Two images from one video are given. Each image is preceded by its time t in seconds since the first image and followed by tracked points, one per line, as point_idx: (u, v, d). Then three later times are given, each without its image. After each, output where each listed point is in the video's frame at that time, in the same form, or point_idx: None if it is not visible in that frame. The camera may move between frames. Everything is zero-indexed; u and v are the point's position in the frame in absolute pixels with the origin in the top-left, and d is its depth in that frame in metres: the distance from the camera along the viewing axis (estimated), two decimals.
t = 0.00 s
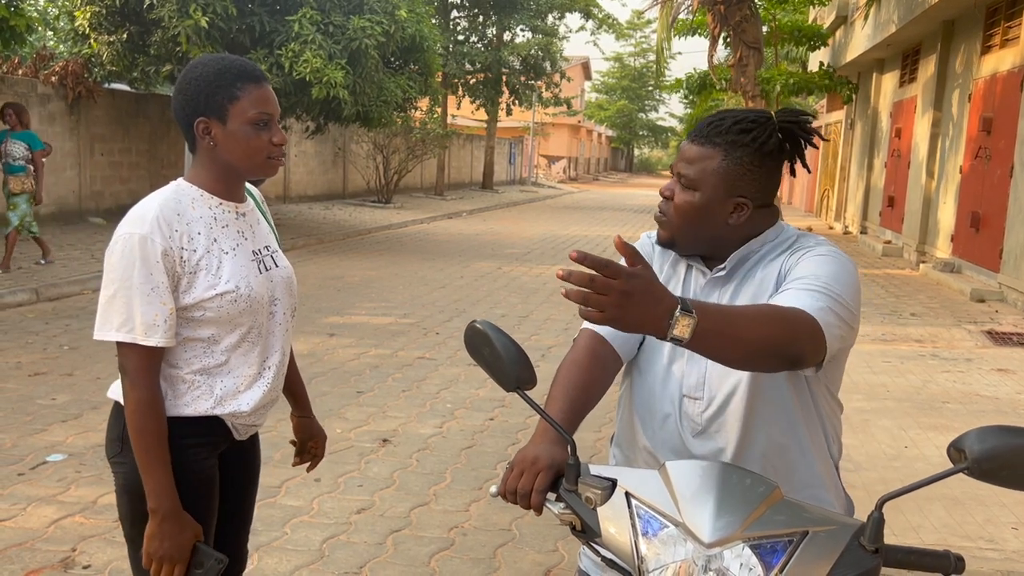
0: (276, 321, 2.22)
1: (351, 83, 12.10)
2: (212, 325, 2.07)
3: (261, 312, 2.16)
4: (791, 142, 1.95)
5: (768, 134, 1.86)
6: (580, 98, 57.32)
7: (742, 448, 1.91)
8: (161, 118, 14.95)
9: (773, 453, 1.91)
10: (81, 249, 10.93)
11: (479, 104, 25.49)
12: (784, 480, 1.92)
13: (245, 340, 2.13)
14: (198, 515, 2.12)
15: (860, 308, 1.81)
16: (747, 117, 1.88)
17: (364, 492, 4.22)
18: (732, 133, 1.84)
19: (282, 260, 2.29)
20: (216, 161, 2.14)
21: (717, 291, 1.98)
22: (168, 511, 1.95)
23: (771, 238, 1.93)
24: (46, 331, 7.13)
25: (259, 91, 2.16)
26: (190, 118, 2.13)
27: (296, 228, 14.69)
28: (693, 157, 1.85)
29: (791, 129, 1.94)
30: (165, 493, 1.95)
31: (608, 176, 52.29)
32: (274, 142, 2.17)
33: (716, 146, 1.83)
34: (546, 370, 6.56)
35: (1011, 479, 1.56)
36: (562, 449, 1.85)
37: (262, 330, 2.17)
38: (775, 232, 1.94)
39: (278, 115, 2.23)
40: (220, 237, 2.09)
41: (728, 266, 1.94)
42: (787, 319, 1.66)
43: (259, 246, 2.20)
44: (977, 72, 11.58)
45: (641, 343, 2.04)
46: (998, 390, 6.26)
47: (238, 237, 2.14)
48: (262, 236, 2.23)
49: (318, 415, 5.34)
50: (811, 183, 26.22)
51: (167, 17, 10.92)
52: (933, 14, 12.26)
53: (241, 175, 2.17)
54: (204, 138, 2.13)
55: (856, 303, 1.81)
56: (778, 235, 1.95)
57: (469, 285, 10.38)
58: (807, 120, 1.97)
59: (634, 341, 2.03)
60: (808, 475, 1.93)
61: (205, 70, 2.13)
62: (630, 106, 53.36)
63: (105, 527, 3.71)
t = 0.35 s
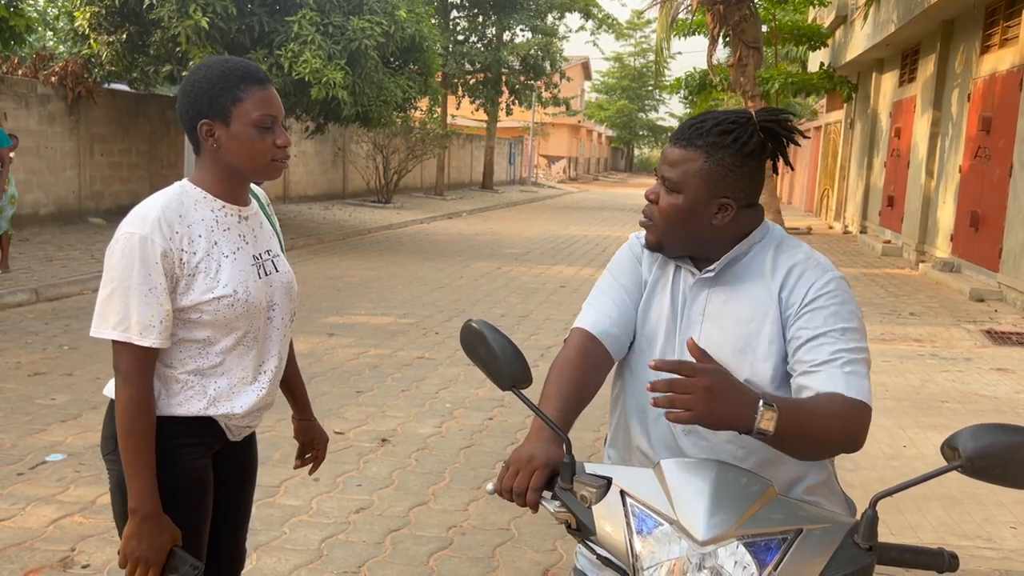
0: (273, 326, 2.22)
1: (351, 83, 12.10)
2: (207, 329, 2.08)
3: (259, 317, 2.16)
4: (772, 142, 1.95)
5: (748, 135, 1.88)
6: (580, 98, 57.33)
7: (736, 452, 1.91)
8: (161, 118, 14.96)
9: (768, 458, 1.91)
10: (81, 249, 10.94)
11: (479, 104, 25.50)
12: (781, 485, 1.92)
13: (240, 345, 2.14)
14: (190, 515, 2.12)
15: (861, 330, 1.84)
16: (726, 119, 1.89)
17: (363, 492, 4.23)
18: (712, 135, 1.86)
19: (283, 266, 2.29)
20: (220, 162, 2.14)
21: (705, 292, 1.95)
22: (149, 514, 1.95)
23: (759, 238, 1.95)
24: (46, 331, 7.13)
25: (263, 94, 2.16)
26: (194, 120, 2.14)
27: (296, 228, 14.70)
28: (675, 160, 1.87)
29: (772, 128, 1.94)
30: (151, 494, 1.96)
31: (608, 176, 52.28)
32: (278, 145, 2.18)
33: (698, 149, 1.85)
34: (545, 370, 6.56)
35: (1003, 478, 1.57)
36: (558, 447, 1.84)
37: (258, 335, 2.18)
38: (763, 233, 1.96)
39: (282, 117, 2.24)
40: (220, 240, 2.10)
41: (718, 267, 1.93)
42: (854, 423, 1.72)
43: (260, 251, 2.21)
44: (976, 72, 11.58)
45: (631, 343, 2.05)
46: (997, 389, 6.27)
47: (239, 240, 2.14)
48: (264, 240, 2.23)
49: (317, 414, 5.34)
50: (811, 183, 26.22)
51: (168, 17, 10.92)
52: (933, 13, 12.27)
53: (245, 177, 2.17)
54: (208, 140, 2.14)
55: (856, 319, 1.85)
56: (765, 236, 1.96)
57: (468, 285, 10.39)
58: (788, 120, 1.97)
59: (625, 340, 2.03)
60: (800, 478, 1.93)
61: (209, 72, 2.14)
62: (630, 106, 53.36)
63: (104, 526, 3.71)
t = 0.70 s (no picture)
0: (276, 323, 2.22)
1: (350, 83, 12.10)
2: (211, 329, 2.08)
3: (260, 314, 2.16)
4: (776, 143, 1.95)
5: (751, 135, 1.89)
6: (580, 98, 57.33)
7: (738, 453, 1.92)
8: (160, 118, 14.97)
9: (772, 459, 1.93)
10: (81, 249, 10.94)
11: (479, 104, 25.50)
12: (782, 488, 1.94)
13: (244, 342, 2.14)
14: (191, 512, 2.12)
15: (877, 335, 1.94)
16: (728, 119, 1.91)
17: (363, 492, 4.23)
18: (714, 135, 1.88)
19: (284, 265, 2.29)
20: (225, 161, 2.15)
21: (708, 292, 1.95)
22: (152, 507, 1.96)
23: (762, 241, 1.96)
24: (45, 331, 7.14)
25: (269, 93, 2.17)
26: (200, 118, 2.14)
27: (296, 228, 14.70)
28: (677, 160, 1.90)
29: (775, 128, 1.93)
30: (154, 488, 1.96)
31: (608, 176, 52.29)
32: (282, 144, 2.19)
33: (700, 148, 1.87)
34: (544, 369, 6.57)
35: (994, 473, 1.57)
36: (552, 448, 1.84)
37: (260, 332, 2.18)
38: (765, 235, 1.97)
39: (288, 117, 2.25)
40: (223, 236, 2.10)
41: (722, 268, 1.94)
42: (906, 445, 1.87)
43: (262, 248, 2.21)
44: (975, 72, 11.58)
45: (630, 342, 2.05)
46: (996, 389, 6.27)
47: (241, 237, 2.14)
48: (266, 238, 2.24)
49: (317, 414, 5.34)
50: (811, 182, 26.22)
51: (167, 17, 10.92)
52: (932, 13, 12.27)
53: (251, 176, 2.18)
54: (214, 138, 2.14)
55: (866, 327, 1.91)
56: (767, 239, 1.98)
57: (468, 285, 10.39)
58: (791, 119, 1.95)
59: (624, 339, 2.03)
60: (801, 481, 1.94)
61: (217, 71, 2.15)
62: (629, 106, 53.36)
63: (103, 526, 3.71)
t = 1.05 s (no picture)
0: (279, 317, 2.22)
1: (349, 83, 12.10)
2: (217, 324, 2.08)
3: (264, 306, 2.16)
4: (779, 140, 1.97)
5: (754, 133, 1.90)
6: (578, 99, 57.37)
7: (736, 453, 1.93)
8: (159, 118, 14.97)
9: (769, 461, 1.93)
10: (79, 249, 10.93)
11: (478, 105, 25.51)
12: (780, 490, 1.93)
13: (248, 336, 2.14)
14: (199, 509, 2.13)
15: (880, 336, 1.93)
16: (731, 116, 1.92)
17: (361, 492, 4.23)
18: (716, 133, 1.89)
19: (286, 258, 2.29)
20: (226, 157, 2.15)
21: (710, 292, 1.96)
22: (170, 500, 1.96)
23: (766, 242, 1.97)
24: (44, 332, 7.13)
25: (265, 89, 2.18)
26: (199, 115, 2.14)
27: (294, 229, 14.69)
28: (681, 158, 1.91)
29: (778, 126, 1.95)
30: (169, 482, 1.96)
31: (607, 177, 52.32)
32: (280, 139, 2.20)
33: (704, 147, 1.88)
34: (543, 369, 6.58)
35: (991, 473, 1.57)
36: (549, 448, 1.84)
37: (264, 324, 2.18)
38: (768, 235, 1.98)
39: (284, 112, 2.26)
40: (225, 229, 2.10)
41: (725, 269, 1.94)
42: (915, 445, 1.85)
43: (263, 241, 2.21)
44: (973, 73, 11.60)
45: (630, 341, 2.04)
46: (994, 390, 6.28)
47: (243, 230, 2.15)
48: (267, 232, 2.24)
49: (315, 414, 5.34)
50: (809, 183, 26.23)
51: (165, 17, 10.93)
52: (931, 14, 12.28)
53: (249, 172, 2.19)
54: (213, 135, 2.14)
55: (870, 329, 1.91)
56: (770, 239, 1.98)
57: (467, 286, 10.39)
58: (795, 118, 1.98)
59: (626, 338, 2.03)
60: (798, 482, 1.94)
61: (215, 68, 2.15)
62: (627, 107, 53.39)
63: (101, 527, 3.71)
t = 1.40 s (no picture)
0: (278, 313, 2.22)
1: (347, 85, 12.09)
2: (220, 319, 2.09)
3: (262, 303, 2.16)
4: (787, 143, 1.97)
5: (761, 135, 1.90)
6: (577, 100, 57.42)
7: (739, 456, 1.93)
8: (157, 119, 14.95)
9: (772, 465, 1.93)
10: (76, 250, 10.91)
11: (476, 106, 25.52)
12: (782, 492, 1.94)
13: (248, 333, 2.14)
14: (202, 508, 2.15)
15: (884, 341, 1.93)
16: (738, 118, 1.92)
17: (359, 493, 4.22)
18: (723, 135, 1.89)
19: (283, 254, 2.29)
20: (219, 156, 2.15)
21: (716, 294, 1.96)
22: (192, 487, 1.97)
23: (772, 244, 1.97)
24: (41, 333, 7.12)
25: (249, 84, 2.18)
26: (187, 115, 2.15)
27: (292, 229, 14.68)
28: (688, 160, 1.91)
29: (786, 127, 1.95)
30: (188, 473, 1.97)
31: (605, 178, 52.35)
32: (270, 133, 2.20)
33: (710, 149, 1.89)
34: (541, 370, 6.58)
35: (991, 474, 1.57)
36: (549, 449, 1.84)
37: (263, 321, 2.18)
38: (775, 239, 1.98)
39: (271, 106, 2.25)
40: (221, 228, 2.10)
41: (732, 271, 1.95)
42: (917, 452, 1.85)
43: (259, 238, 2.21)
44: (971, 75, 11.61)
45: (634, 341, 2.05)
46: (991, 390, 6.28)
47: (238, 228, 2.14)
48: (262, 229, 2.24)
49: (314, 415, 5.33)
50: (807, 184, 26.26)
51: (163, 18, 10.94)
52: (929, 16, 12.28)
53: (241, 169, 2.19)
54: (203, 134, 2.15)
55: (875, 335, 1.91)
56: (777, 242, 1.98)
57: (465, 286, 10.39)
58: (803, 120, 1.97)
59: (630, 338, 2.03)
60: (800, 484, 1.94)
61: (201, 67, 2.16)
62: (626, 108, 53.39)
63: (99, 528, 3.70)
